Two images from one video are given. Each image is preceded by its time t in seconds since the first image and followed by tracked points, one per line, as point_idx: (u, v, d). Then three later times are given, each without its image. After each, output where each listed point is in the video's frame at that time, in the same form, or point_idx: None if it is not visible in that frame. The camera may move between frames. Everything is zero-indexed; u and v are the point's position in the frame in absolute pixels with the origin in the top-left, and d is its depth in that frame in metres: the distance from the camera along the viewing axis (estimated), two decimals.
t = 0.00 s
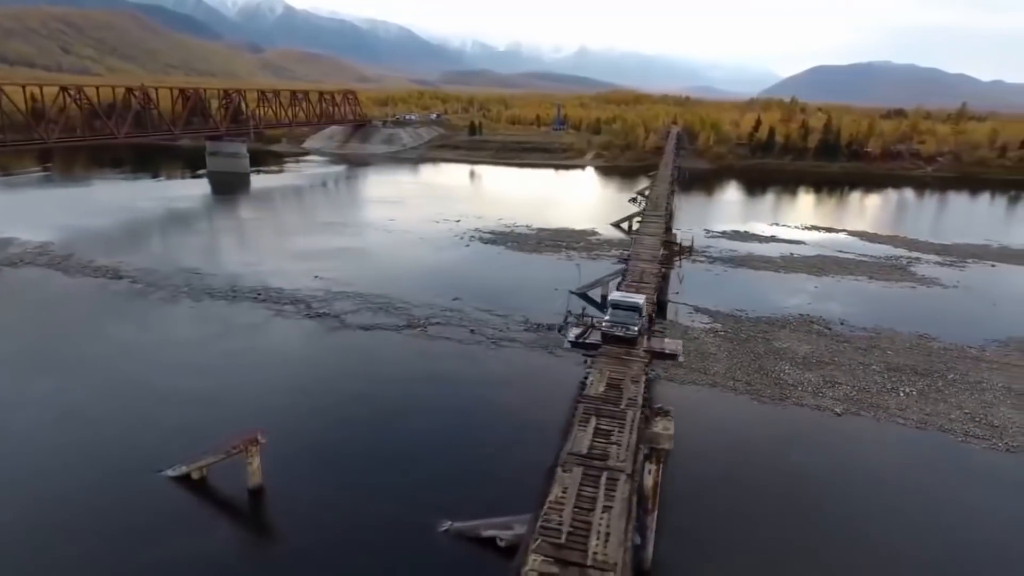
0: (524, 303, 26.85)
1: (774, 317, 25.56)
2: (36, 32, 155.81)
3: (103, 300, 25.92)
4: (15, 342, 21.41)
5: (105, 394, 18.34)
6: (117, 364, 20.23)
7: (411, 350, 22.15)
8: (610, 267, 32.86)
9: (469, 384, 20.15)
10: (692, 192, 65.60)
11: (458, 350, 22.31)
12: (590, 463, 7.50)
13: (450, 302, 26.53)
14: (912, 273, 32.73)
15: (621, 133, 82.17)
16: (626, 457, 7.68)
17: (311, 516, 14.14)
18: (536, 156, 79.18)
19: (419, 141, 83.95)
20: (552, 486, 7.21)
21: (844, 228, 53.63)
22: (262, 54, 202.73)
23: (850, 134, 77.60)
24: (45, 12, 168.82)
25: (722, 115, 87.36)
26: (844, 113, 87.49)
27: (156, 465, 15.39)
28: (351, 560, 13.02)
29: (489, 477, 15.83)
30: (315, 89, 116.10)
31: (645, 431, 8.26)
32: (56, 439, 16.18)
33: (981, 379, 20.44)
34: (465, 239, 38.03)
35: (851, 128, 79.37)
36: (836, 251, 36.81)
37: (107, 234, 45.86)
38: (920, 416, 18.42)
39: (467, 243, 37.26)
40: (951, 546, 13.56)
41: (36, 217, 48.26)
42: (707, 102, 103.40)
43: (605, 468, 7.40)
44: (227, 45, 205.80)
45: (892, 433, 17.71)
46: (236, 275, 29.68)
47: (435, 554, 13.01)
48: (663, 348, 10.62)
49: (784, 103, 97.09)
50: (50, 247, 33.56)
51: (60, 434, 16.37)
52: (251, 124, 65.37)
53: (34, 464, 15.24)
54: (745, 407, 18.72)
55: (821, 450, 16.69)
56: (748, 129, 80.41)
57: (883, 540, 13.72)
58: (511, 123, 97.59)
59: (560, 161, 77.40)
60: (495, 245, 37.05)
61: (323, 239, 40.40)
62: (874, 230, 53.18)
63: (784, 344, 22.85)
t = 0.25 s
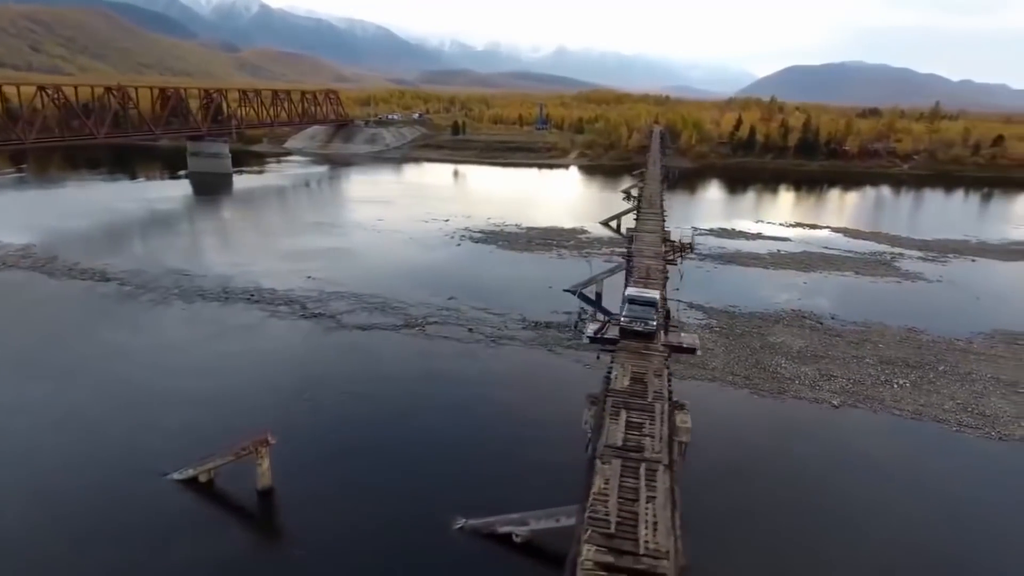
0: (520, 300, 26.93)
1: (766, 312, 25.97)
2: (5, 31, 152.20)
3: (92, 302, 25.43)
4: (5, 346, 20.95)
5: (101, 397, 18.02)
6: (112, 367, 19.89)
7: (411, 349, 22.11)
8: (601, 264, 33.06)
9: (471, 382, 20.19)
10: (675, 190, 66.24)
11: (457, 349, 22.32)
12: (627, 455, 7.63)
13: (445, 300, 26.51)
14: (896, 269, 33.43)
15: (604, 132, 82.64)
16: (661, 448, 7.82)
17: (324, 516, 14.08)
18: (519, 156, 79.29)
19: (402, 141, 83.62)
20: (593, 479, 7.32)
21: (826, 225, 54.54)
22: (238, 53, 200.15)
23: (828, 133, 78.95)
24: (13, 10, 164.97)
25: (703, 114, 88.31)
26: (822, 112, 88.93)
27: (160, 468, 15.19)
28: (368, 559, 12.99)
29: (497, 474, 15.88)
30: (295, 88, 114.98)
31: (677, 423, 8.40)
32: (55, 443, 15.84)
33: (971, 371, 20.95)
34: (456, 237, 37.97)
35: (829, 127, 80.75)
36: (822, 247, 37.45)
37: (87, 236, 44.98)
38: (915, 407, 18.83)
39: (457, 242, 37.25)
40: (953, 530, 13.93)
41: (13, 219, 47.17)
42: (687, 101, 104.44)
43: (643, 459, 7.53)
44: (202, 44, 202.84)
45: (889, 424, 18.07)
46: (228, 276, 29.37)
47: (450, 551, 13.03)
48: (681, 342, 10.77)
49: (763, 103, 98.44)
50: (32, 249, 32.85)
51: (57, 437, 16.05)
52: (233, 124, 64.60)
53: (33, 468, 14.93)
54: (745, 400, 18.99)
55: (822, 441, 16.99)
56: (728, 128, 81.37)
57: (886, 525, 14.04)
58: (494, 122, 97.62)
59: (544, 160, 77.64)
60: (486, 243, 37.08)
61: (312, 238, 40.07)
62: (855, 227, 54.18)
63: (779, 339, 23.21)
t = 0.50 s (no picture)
0: (516, 299, 26.98)
1: (760, 309, 26.28)
2: None
3: (83, 305, 25.05)
4: None
5: (99, 399, 17.75)
6: (108, 369, 19.59)
7: (411, 349, 22.06)
8: (595, 262, 33.21)
9: (472, 380, 20.22)
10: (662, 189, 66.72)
11: (457, 348, 22.32)
12: (655, 448, 7.71)
13: (442, 299, 26.51)
14: (885, 265, 33.99)
15: (591, 131, 82.94)
16: (687, 441, 7.91)
17: (335, 516, 14.04)
18: (507, 155, 79.33)
19: (389, 140, 83.28)
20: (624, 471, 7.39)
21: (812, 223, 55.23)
22: (218, 53, 197.96)
23: (812, 132, 79.97)
24: None
25: (688, 113, 88.97)
26: (805, 112, 90.03)
27: (163, 470, 15.00)
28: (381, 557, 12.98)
29: (504, 472, 15.90)
30: (278, 88, 114.03)
31: (700, 416, 8.50)
32: (54, 446, 15.58)
33: (963, 364, 21.35)
34: (449, 237, 37.91)
35: (813, 126, 81.79)
36: (811, 244, 37.95)
37: (72, 238, 44.28)
38: (911, 400, 19.18)
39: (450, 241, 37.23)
40: (951, 526, 14.12)
41: None
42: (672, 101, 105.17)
43: (671, 452, 7.62)
44: (181, 43, 200.37)
45: (886, 417, 18.40)
46: (221, 277, 29.12)
47: (463, 549, 13.02)
48: (695, 337, 10.87)
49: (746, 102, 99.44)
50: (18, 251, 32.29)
51: (56, 440, 15.79)
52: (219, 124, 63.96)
53: (32, 472, 14.67)
54: (745, 396, 19.22)
55: (821, 435, 17.24)
56: (714, 128, 82.08)
57: (886, 521, 14.23)
58: (480, 122, 97.55)
59: (531, 159, 77.79)
60: (478, 242, 37.08)
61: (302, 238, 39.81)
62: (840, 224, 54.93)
63: (775, 334, 23.49)
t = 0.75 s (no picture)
0: (513, 298, 27.05)
1: (754, 305, 26.61)
2: None
3: (74, 307, 24.66)
4: None
5: (97, 401, 17.48)
6: (104, 371, 19.30)
7: (411, 348, 22.03)
8: (589, 261, 33.38)
9: (474, 379, 20.25)
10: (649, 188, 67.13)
11: (457, 347, 22.33)
12: (681, 441, 7.81)
13: (439, 298, 26.49)
14: (873, 261, 34.53)
15: (578, 130, 83.21)
16: (712, 433, 8.00)
17: (345, 516, 13.99)
18: (494, 155, 79.34)
19: (376, 140, 82.92)
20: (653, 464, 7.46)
21: (798, 220, 55.91)
22: (199, 52, 195.63)
23: (796, 131, 80.94)
24: None
25: (674, 113, 89.61)
26: (788, 111, 91.04)
27: (168, 472, 14.84)
28: (393, 555, 12.98)
29: (511, 469, 15.94)
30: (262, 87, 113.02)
31: (722, 409, 8.61)
32: (53, 450, 15.33)
33: (954, 357, 21.79)
34: (441, 236, 37.86)
35: (796, 125, 82.74)
36: (800, 241, 38.44)
37: (55, 241, 43.56)
38: (905, 394, 19.53)
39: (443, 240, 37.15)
40: (951, 527, 14.09)
41: None
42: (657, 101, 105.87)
43: (697, 444, 7.72)
44: (161, 43, 197.76)
45: (882, 410, 18.73)
46: (215, 278, 28.86)
47: (476, 547, 13.04)
48: (707, 332, 11.00)
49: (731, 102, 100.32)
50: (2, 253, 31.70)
51: (55, 443, 15.53)
52: (204, 124, 63.31)
53: (32, 476, 14.41)
54: (744, 391, 19.49)
55: (821, 430, 17.51)
56: (699, 127, 82.72)
57: (886, 520, 14.23)
58: (466, 122, 97.44)
59: (519, 159, 77.92)
60: (471, 241, 37.06)
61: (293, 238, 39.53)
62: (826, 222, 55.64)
63: (770, 330, 23.79)
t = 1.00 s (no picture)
0: (507, 296, 27.14)
1: (744, 300, 27.02)
2: None
3: (60, 310, 24.12)
4: None
5: (92, 405, 17.14)
6: (96, 375, 18.90)
7: (409, 347, 21.98)
8: (579, 258, 33.59)
9: (474, 377, 20.28)
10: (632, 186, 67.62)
11: (455, 345, 22.33)
12: (712, 430, 7.96)
13: (433, 297, 26.44)
14: (855, 256, 35.26)
15: (559, 129, 83.49)
16: (741, 422, 8.17)
17: (356, 515, 13.93)
18: (476, 154, 79.29)
19: (356, 140, 82.30)
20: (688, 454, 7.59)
21: (779, 217, 56.77)
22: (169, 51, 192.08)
23: (773, 129, 82.17)
24: None
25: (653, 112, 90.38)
26: (765, 110, 92.37)
27: (172, 475, 14.61)
28: (407, 552, 12.95)
29: (518, 466, 16.00)
30: (237, 86, 111.40)
31: (747, 399, 8.78)
32: (51, 455, 15.00)
33: (940, 348, 22.38)
34: (430, 235, 37.80)
35: (773, 124, 83.99)
36: (784, 237, 39.08)
37: (31, 244, 42.53)
38: (897, 384, 20.00)
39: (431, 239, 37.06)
40: (951, 520, 14.06)
41: None
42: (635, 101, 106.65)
43: (728, 432, 7.88)
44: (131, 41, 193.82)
45: (875, 400, 19.16)
46: (204, 280, 28.48)
47: (490, 543, 13.07)
48: (720, 325, 11.19)
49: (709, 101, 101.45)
50: None
51: (52, 449, 15.19)
52: (182, 124, 62.32)
53: (30, 482, 14.09)
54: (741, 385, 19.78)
55: (819, 421, 17.85)
56: (679, 126, 83.54)
57: (887, 513, 14.17)
58: (446, 121, 97.18)
59: (500, 158, 77.95)
60: (459, 240, 37.03)
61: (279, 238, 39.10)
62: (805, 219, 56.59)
63: (762, 325, 24.18)
